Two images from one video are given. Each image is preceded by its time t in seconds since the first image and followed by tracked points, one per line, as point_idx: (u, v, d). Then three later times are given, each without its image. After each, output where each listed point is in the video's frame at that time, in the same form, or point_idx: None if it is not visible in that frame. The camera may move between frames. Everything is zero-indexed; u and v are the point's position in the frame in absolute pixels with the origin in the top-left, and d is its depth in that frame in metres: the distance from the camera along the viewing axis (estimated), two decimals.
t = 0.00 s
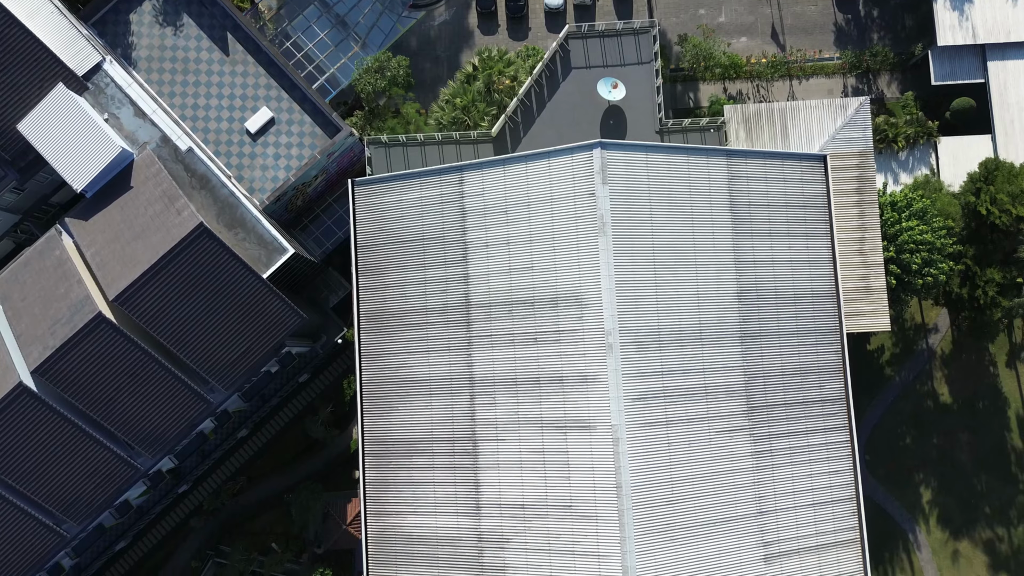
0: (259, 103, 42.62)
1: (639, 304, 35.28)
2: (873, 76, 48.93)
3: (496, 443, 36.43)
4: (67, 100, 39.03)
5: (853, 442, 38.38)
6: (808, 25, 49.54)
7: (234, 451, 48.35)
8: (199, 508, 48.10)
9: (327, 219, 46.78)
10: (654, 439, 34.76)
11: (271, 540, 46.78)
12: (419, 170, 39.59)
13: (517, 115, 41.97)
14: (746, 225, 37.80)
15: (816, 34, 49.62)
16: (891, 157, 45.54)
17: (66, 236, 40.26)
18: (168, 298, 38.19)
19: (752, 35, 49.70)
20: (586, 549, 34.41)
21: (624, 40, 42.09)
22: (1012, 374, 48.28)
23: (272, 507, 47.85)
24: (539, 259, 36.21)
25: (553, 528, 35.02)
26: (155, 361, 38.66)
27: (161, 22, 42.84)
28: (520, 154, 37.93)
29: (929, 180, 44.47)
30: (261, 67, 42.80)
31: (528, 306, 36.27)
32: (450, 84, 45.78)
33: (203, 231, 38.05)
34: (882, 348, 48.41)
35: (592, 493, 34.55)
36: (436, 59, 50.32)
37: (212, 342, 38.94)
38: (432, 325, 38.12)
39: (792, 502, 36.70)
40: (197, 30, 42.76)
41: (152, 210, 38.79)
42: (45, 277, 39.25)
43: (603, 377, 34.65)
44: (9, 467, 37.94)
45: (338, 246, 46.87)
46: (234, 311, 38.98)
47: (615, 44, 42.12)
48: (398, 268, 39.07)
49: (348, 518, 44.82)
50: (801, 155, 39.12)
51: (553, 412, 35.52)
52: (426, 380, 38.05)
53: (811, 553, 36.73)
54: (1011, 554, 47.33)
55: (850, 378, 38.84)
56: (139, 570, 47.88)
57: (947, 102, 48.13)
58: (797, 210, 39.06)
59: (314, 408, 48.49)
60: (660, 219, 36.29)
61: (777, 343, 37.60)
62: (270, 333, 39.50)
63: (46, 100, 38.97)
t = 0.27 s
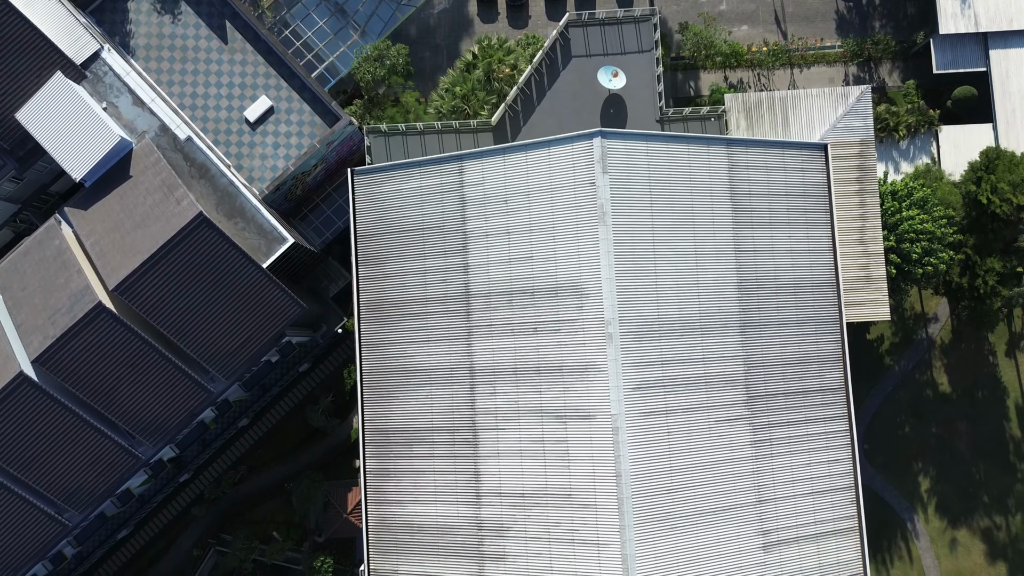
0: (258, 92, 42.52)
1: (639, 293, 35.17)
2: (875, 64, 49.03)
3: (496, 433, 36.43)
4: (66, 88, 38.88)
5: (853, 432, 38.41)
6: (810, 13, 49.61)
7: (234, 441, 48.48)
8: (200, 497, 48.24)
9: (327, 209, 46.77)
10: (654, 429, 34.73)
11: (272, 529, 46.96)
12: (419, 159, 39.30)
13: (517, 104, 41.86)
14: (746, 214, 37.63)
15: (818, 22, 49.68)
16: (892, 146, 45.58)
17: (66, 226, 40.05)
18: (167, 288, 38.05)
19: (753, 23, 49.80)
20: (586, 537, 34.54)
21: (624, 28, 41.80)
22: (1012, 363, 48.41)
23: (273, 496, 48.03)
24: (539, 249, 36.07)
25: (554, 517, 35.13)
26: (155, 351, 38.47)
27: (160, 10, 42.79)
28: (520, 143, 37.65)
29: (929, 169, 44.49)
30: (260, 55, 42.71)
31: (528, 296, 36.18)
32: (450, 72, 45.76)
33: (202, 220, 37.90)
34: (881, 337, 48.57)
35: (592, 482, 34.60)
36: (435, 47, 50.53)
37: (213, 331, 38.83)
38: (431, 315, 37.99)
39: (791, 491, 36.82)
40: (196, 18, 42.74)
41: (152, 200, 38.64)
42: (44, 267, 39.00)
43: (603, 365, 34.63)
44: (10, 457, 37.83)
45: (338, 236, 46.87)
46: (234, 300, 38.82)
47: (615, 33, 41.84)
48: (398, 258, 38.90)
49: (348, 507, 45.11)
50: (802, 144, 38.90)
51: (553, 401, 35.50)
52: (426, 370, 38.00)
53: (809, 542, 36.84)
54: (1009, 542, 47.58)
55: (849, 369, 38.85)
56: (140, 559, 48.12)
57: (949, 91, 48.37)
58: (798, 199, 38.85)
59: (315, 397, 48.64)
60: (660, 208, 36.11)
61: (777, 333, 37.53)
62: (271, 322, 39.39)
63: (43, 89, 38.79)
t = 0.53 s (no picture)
0: (258, 89, 42.50)
1: (638, 291, 35.12)
2: (875, 61, 49.14)
3: (496, 430, 36.45)
4: (65, 85, 38.82)
5: (853, 429, 38.43)
6: (810, 9, 49.58)
7: (234, 438, 48.53)
8: (200, 494, 48.31)
9: (327, 206, 46.77)
10: (654, 426, 34.73)
11: (273, 525, 46.83)
12: (419, 156, 39.23)
13: (517, 101, 41.74)
14: (747, 211, 37.57)
15: (818, 19, 49.67)
16: (893, 143, 45.66)
17: (66, 223, 40.01)
18: (168, 285, 37.93)
19: (753, 20, 49.78)
20: (586, 534, 34.59)
21: (625, 25, 41.72)
22: (1012, 360, 48.44)
23: (273, 493, 48.09)
24: (539, 246, 36.03)
25: (554, 514, 35.17)
26: (156, 348, 38.42)
27: (159, 7, 42.76)
28: (520, 140, 37.56)
29: (930, 167, 44.50)
30: (259, 52, 42.67)
31: (528, 294, 36.18)
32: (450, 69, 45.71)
33: (202, 218, 37.81)
34: (881, 334, 48.62)
35: (592, 479, 34.61)
36: (436, 44, 50.50)
37: (213, 328, 38.80)
38: (431, 312, 37.98)
39: (791, 488, 36.83)
40: (195, 15, 42.71)
41: (152, 197, 38.60)
42: (45, 264, 38.93)
43: (603, 363, 34.62)
44: (10, 454, 37.78)
45: (338, 233, 46.90)
46: (234, 298, 38.76)
47: (616, 29, 41.75)
48: (398, 255, 38.87)
49: (348, 504, 45.55)
50: (803, 141, 38.81)
51: (553, 398, 35.52)
52: (426, 367, 38.01)
53: (809, 539, 36.88)
54: (1008, 539, 47.65)
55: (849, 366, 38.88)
56: (141, 556, 48.16)
57: (949, 88, 48.37)
58: (798, 196, 38.77)
59: (315, 394, 48.69)
60: (660, 205, 36.05)
61: (777, 330, 37.50)
62: (271, 319, 39.35)
63: (42, 86, 38.78)
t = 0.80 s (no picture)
0: (258, 89, 42.50)
1: (638, 291, 35.09)
2: (875, 61, 49.15)
3: (496, 430, 36.44)
4: (65, 85, 38.80)
5: (853, 429, 38.43)
6: (811, 9, 49.59)
7: (234, 438, 48.52)
8: (200, 494, 48.30)
9: (327, 206, 46.78)
10: (654, 426, 34.73)
11: (273, 525, 46.79)
12: (419, 156, 39.20)
13: (517, 100, 41.72)
14: (747, 211, 37.55)
15: (818, 19, 49.69)
16: (892, 143, 45.69)
17: (66, 223, 39.99)
18: (168, 285, 37.91)
19: (753, 20, 49.78)
20: (587, 534, 34.58)
21: (625, 25, 41.70)
22: (1012, 360, 48.44)
23: (273, 492, 48.10)
24: (539, 246, 36.00)
25: (554, 514, 35.17)
26: (156, 348, 38.43)
27: (159, 7, 42.77)
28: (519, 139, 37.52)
29: (929, 166, 44.55)
30: (259, 52, 42.68)
31: (528, 294, 36.16)
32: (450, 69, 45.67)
33: (202, 218, 37.79)
34: (881, 334, 48.63)
35: (592, 479, 34.60)
36: (435, 43, 50.50)
37: (214, 328, 38.79)
38: (431, 312, 37.96)
39: (791, 488, 36.84)
40: (195, 15, 42.70)
41: (152, 197, 38.59)
42: (45, 264, 38.91)
43: (603, 362, 34.61)
44: (10, 454, 37.75)
45: (338, 233, 46.92)
46: (235, 298, 38.75)
47: (616, 29, 41.73)
48: (397, 255, 38.84)
49: (348, 503, 45.63)
50: (803, 140, 38.77)
51: (553, 398, 35.50)
52: (426, 367, 37.99)
53: (809, 539, 36.88)
54: (1008, 539, 47.65)
55: (849, 366, 38.87)
56: (141, 556, 48.16)
57: (949, 87, 48.37)
58: (798, 196, 38.74)
59: (315, 394, 48.71)
60: (660, 205, 36.03)
61: (776, 330, 37.49)
62: (271, 319, 39.34)
63: (42, 86, 38.76)
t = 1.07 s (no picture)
0: (258, 89, 42.51)
1: (638, 291, 35.08)
2: (875, 60, 49.15)
3: (496, 430, 36.43)
4: (65, 85, 38.77)
5: (853, 429, 38.42)
6: (811, 9, 49.59)
7: (234, 438, 48.53)
8: (201, 494, 48.29)
9: (327, 206, 46.78)
10: (654, 425, 34.73)
11: (273, 525, 46.78)
12: (419, 156, 39.18)
13: (517, 100, 41.70)
14: (747, 211, 37.53)
15: (818, 18, 49.70)
16: (893, 142, 45.71)
17: (66, 223, 39.97)
18: (168, 285, 37.89)
19: (753, 19, 49.79)
20: (587, 533, 34.57)
21: (625, 25, 41.67)
22: (1012, 360, 48.43)
23: (273, 492, 48.09)
24: (539, 245, 35.99)
25: (554, 514, 35.17)
26: (156, 348, 38.43)
27: (158, 7, 42.77)
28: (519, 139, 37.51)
29: (929, 166, 44.60)
30: (259, 52, 42.67)
31: (528, 294, 36.14)
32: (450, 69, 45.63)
33: (202, 217, 37.78)
34: (881, 334, 48.62)
35: (592, 478, 34.60)
36: (435, 43, 50.50)
37: (214, 328, 38.79)
38: (431, 312, 37.94)
39: (791, 488, 36.84)
40: (195, 15, 42.69)
41: (152, 196, 38.59)
42: (44, 264, 38.89)
43: (603, 362, 34.59)
44: (10, 454, 37.73)
45: (338, 232, 46.92)
46: (235, 297, 38.75)
47: (616, 29, 41.71)
48: (397, 255, 38.82)
49: (348, 503, 45.66)
50: (803, 140, 38.74)
51: (553, 398, 35.48)
52: (426, 366, 37.97)
53: (809, 538, 36.88)
54: (1009, 539, 47.65)
55: (849, 366, 38.86)
56: (141, 556, 48.15)
57: (949, 87, 48.36)
58: (798, 195, 38.72)
59: (315, 394, 48.70)
60: (660, 205, 36.02)
61: (776, 329, 37.49)
62: (271, 319, 39.34)
63: (42, 86, 38.75)
